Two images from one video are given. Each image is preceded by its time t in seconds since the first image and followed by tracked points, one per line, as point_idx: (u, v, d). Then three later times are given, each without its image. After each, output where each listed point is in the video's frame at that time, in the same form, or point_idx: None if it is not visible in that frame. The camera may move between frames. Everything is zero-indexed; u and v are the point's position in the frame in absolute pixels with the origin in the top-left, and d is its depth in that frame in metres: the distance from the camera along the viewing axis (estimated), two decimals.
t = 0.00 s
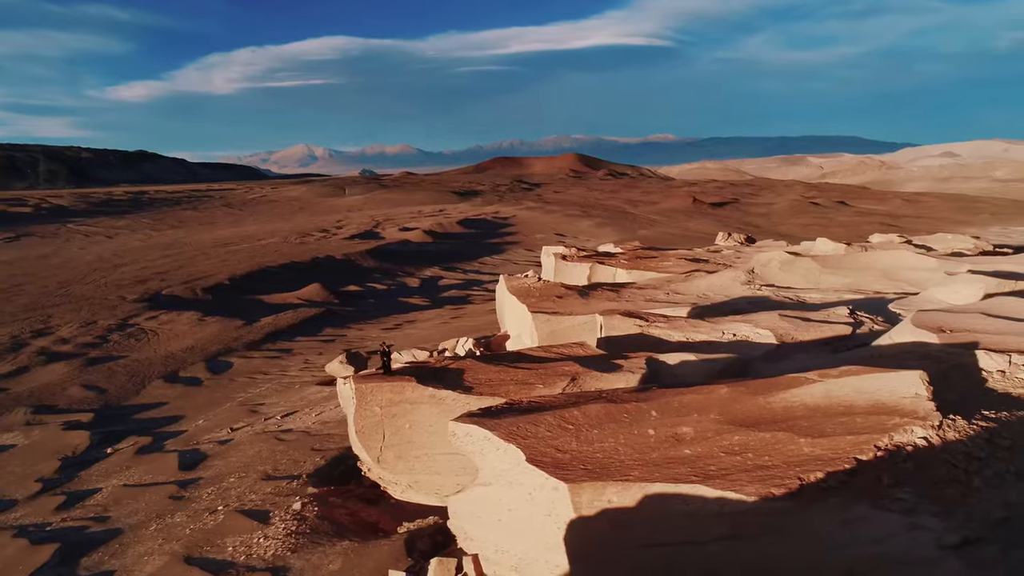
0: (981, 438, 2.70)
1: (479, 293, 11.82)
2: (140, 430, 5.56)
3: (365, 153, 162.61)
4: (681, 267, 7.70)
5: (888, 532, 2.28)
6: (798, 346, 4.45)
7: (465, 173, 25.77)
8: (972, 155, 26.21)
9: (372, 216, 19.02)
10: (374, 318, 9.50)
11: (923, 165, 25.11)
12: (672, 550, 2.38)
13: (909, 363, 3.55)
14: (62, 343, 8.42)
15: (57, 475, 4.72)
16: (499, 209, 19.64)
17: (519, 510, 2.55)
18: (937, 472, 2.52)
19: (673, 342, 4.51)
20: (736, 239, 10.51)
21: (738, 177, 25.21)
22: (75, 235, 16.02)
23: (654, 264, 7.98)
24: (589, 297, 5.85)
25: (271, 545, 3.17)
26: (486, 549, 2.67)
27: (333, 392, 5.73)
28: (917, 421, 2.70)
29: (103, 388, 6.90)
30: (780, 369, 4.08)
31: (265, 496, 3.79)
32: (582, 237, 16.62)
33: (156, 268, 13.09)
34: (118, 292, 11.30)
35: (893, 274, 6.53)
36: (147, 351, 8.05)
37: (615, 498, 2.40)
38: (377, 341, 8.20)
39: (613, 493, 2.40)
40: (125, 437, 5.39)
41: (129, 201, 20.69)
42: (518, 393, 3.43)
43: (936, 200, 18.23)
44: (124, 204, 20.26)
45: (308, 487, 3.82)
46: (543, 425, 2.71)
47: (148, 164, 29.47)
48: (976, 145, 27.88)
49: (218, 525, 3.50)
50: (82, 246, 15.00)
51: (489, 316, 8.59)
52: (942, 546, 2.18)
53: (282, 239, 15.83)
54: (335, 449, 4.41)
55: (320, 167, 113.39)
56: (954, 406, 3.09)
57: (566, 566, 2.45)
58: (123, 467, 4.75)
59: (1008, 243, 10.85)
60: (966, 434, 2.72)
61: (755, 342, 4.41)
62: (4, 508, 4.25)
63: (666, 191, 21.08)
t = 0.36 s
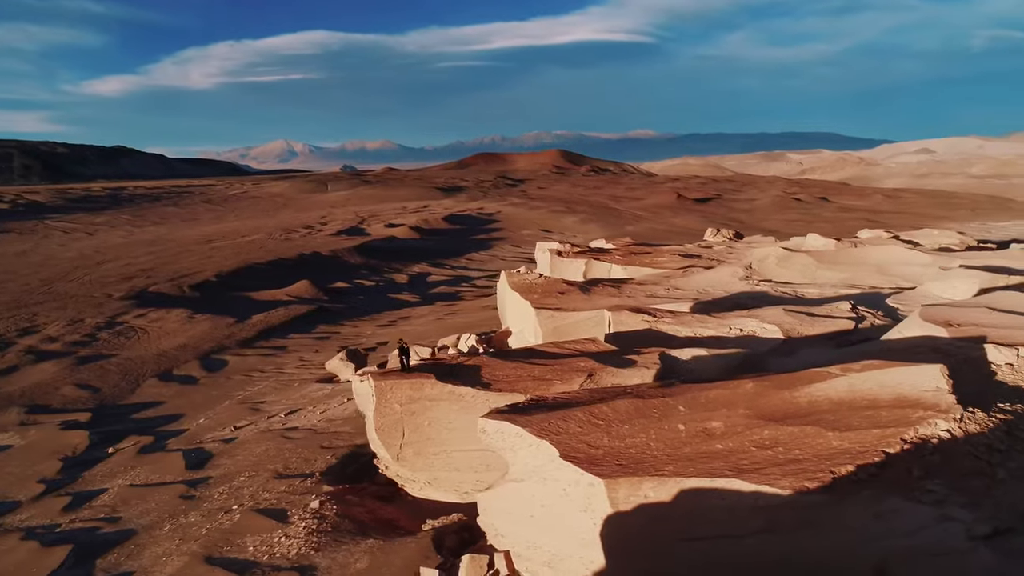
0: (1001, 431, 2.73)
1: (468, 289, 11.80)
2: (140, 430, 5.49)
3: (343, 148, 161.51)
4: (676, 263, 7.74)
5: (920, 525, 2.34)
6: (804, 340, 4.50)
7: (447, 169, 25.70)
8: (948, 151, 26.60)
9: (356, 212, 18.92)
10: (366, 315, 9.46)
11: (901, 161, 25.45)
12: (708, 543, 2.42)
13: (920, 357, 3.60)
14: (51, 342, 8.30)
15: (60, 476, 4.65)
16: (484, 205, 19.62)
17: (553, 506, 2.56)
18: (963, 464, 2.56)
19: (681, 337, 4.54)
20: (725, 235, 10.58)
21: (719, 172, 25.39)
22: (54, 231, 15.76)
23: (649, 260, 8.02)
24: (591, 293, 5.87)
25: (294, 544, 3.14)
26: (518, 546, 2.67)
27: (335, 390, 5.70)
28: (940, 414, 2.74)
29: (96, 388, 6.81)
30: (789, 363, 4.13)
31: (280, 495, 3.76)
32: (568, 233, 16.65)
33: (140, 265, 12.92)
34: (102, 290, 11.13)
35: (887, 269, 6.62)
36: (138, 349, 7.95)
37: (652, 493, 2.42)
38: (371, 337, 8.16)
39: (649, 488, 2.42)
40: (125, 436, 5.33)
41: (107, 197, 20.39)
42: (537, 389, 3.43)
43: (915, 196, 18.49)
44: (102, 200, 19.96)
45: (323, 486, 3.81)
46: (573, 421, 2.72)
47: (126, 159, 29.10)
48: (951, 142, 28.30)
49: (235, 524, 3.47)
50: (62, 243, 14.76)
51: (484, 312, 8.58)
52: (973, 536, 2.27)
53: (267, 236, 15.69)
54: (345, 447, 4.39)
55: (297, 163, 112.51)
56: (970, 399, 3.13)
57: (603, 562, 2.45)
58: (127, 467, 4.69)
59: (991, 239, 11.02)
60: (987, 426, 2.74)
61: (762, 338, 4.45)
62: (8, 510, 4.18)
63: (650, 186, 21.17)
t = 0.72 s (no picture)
0: (1019, 421, 2.78)
1: (457, 286, 11.78)
2: (139, 429, 5.42)
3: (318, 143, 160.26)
4: (669, 259, 7.79)
5: (949, 515, 2.38)
6: (809, 335, 4.55)
7: (429, 165, 25.61)
8: (923, 147, 26.99)
9: (339, 208, 18.79)
10: (357, 312, 9.41)
11: (877, 157, 25.77)
12: (740, 536, 2.44)
13: (928, 350, 3.67)
14: (37, 340, 8.16)
15: (61, 477, 4.58)
16: (467, 201, 19.58)
17: (585, 502, 2.57)
18: (985, 456, 2.61)
19: (688, 332, 4.58)
20: (713, 230, 10.66)
21: (700, 168, 25.57)
22: (31, 228, 15.47)
23: (642, 255, 8.06)
24: (591, 289, 5.89)
25: (316, 542, 3.12)
26: (549, 542, 2.68)
27: (336, 387, 5.66)
28: (959, 407, 2.78)
29: (88, 387, 6.71)
30: (798, 357, 4.17)
31: (294, 493, 3.74)
32: (553, 229, 16.67)
33: (122, 262, 12.73)
34: (85, 287, 10.95)
35: (880, 263, 6.71)
36: (128, 347, 7.84)
37: (686, 487, 2.44)
38: (365, 334, 8.12)
39: (683, 482, 2.44)
40: (124, 436, 5.26)
41: (84, 193, 20.05)
42: (555, 385, 3.44)
43: (893, 191, 18.75)
44: (79, 196, 19.63)
45: (338, 484, 3.79)
46: (602, 417, 2.73)
47: (101, 154, 28.64)
48: (925, 138, 28.71)
49: (252, 524, 3.44)
50: (40, 240, 14.49)
51: (477, 308, 8.58)
52: (1003, 526, 2.30)
53: (250, 232, 15.53)
54: (354, 445, 4.37)
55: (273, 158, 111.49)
56: (983, 390, 3.19)
57: (637, 557, 2.47)
58: (130, 467, 4.63)
59: (971, 234, 11.22)
60: (1005, 417, 2.79)
61: (768, 332, 4.49)
62: (12, 512, 4.11)
63: (632, 182, 21.26)
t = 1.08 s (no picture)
0: None
1: (443, 282, 11.74)
2: (135, 429, 5.35)
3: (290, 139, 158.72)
4: (660, 254, 7.84)
5: (974, 506, 2.44)
6: (810, 329, 4.61)
7: (407, 161, 25.49)
8: (895, 143, 27.40)
9: (319, 204, 18.63)
10: (346, 309, 9.34)
11: (852, 153, 26.11)
12: (770, 528, 2.46)
13: (934, 343, 3.73)
14: (20, 339, 8.01)
15: (60, 478, 4.51)
16: (448, 197, 19.52)
17: (615, 497, 2.59)
18: (1004, 447, 2.65)
19: (691, 327, 4.61)
20: (698, 226, 10.74)
21: (677, 164, 25.74)
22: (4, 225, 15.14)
23: (633, 251, 8.10)
24: (590, 284, 5.91)
25: (336, 541, 3.11)
26: (577, 537, 2.70)
27: (335, 385, 5.62)
28: (974, 399, 2.82)
29: (77, 387, 6.59)
30: (804, 351, 4.22)
31: (307, 492, 3.71)
32: (536, 224, 16.68)
33: (100, 260, 12.52)
34: (65, 285, 10.75)
35: (870, 258, 6.81)
36: (115, 346, 7.72)
37: (718, 481, 2.46)
38: (356, 331, 8.07)
39: (714, 476, 2.46)
40: (121, 436, 5.18)
41: (56, 189, 19.66)
42: (570, 381, 3.45)
43: (868, 187, 19.00)
44: (51, 192, 19.25)
45: (350, 482, 3.77)
46: (629, 412, 2.74)
47: (71, 149, 28.12)
48: (897, 134, 29.14)
49: (267, 523, 3.41)
50: (14, 237, 14.20)
51: (467, 304, 8.56)
52: None
53: (230, 229, 15.36)
54: (362, 442, 4.34)
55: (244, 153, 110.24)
56: (993, 382, 3.25)
57: (668, 551, 2.49)
58: (131, 467, 4.56)
59: (949, 229, 11.42)
60: (1019, 408, 2.83)
61: (771, 326, 4.53)
62: (12, 515, 4.04)
63: (612, 178, 21.33)
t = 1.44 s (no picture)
0: None
1: (429, 278, 11.70)
2: (131, 429, 5.27)
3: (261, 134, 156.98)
4: (651, 250, 7.89)
5: (997, 495, 2.48)
6: (811, 324, 4.67)
7: (386, 157, 25.35)
8: (868, 140, 27.79)
9: (298, 201, 18.47)
10: (334, 306, 9.28)
11: (826, 149, 26.44)
12: (797, 520, 2.50)
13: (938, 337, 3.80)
14: (2, 338, 7.86)
15: (59, 480, 4.43)
16: (429, 193, 19.45)
17: (644, 492, 2.60)
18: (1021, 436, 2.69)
19: (695, 322, 4.64)
20: (683, 221, 10.82)
21: (655, 160, 25.88)
22: None
23: (623, 246, 8.14)
24: (588, 280, 5.93)
25: (357, 540, 3.09)
26: (604, 532, 2.71)
27: (334, 383, 5.59)
28: (988, 390, 2.86)
29: (66, 387, 6.47)
30: (808, 345, 4.27)
31: (319, 491, 3.68)
32: (517, 220, 16.69)
33: (77, 257, 12.29)
34: (43, 283, 10.54)
35: (860, 253, 6.91)
36: (101, 346, 7.60)
37: (748, 474, 2.48)
38: (347, 328, 8.02)
39: (745, 469, 2.49)
40: (118, 437, 5.11)
41: (27, 185, 19.26)
42: (585, 377, 3.46)
43: (844, 182, 19.25)
44: (22, 188, 18.85)
45: (362, 480, 3.75)
46: (656, 407, 2.76)
47: (41, 144, 27.56)
48: (870, 131, 29.57)
49: (283, 523, 3.38)
50: None
51: (458, 300, 8.55)
52: None
53: (209, 226, 15.16)
54: (369, 440, 4.32)
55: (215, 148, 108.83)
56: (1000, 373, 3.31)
57: (698, 544, 2.52)
58: (132, 469, 4.50)
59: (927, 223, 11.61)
60: None
61: (773, 320, 4.58)
62: (14, 519, 3.96)
63: (591, 174, 21.39)
